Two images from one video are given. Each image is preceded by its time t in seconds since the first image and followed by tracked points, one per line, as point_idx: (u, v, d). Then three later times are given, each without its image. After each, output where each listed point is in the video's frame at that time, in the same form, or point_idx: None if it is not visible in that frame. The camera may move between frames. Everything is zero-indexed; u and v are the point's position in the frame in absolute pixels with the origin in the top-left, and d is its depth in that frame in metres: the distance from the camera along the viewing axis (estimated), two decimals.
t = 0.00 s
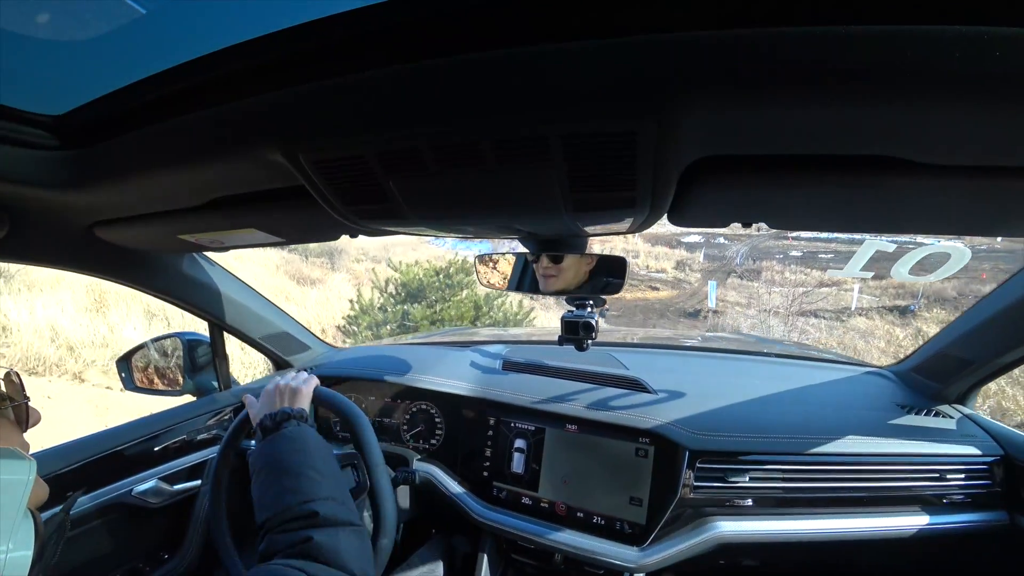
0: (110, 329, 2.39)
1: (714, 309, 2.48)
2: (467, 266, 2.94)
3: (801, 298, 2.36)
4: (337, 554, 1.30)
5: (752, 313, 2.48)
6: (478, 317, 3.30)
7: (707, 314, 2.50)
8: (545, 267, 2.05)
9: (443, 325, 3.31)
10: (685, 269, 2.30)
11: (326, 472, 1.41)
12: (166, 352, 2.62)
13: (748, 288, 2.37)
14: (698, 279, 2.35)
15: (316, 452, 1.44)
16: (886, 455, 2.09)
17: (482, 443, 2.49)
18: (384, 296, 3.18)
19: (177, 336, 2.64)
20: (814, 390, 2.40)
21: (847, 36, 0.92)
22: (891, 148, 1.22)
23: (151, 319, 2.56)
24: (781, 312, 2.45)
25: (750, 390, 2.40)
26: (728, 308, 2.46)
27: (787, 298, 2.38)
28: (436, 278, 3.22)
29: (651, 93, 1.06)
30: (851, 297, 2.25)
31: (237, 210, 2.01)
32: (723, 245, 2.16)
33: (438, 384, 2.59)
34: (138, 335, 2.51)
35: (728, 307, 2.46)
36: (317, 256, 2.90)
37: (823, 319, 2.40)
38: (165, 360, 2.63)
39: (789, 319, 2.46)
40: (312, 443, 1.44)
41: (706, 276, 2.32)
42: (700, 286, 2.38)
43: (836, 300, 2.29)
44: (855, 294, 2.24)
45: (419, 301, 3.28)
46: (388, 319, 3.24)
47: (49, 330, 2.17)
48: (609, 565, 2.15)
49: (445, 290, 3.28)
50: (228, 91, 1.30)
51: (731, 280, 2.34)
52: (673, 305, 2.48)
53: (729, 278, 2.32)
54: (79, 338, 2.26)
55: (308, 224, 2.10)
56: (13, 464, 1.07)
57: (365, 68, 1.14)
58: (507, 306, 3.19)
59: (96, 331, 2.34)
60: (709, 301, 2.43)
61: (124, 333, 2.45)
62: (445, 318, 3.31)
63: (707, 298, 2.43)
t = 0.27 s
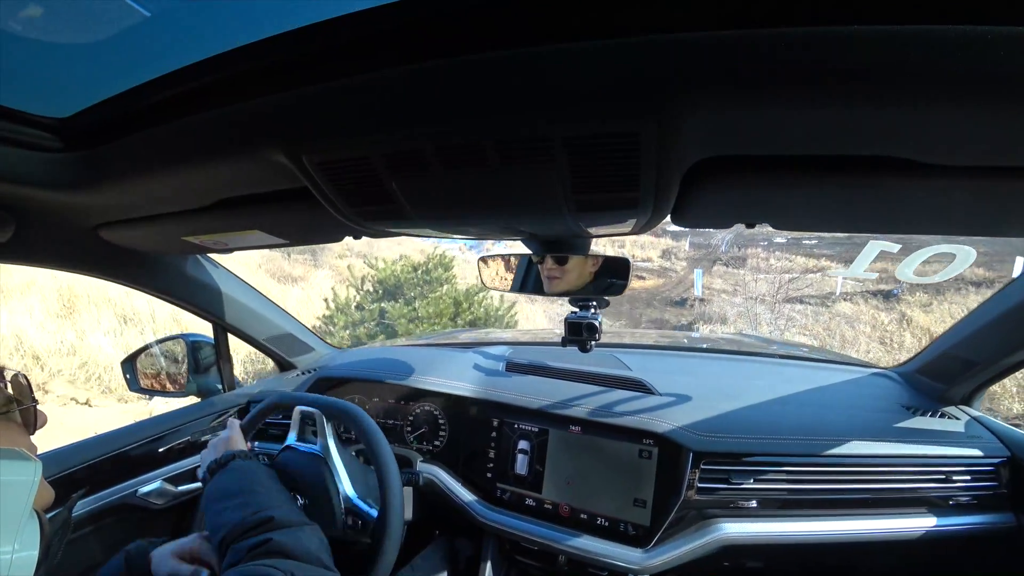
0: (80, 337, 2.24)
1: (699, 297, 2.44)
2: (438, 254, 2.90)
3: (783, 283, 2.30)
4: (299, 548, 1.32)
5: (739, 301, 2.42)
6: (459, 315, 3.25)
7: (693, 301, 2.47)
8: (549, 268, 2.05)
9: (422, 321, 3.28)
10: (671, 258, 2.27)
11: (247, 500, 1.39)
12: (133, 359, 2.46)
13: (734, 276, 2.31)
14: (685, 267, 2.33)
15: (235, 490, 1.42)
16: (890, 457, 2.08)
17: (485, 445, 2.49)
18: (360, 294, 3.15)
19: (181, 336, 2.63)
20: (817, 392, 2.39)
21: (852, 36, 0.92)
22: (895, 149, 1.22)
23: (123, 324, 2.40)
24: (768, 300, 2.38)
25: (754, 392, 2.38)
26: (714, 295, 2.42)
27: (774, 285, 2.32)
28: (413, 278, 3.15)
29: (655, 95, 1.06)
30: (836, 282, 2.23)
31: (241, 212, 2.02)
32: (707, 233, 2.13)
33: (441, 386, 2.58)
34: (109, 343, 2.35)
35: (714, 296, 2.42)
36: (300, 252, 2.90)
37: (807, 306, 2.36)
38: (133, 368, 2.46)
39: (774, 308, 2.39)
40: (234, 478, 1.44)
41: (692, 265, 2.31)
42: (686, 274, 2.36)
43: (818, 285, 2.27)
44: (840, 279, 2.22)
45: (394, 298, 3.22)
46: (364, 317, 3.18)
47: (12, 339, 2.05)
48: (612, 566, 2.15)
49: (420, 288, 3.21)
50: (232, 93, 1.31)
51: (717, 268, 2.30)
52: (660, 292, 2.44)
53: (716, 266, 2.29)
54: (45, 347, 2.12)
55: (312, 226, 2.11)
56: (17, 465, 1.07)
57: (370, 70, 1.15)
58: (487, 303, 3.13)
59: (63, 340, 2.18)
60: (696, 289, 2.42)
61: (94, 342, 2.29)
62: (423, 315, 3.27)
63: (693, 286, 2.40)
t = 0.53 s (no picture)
0: (53, 337, 2.22)
1: (690, 288, 2.51)
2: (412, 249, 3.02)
3: (772, 274, 2.37)
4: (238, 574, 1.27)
5: (730, 291, 2.49)
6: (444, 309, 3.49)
7: (682, 292, 2.55)
8: (555, 268, 2.04)
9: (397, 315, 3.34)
10: (661, 248, 2.23)
11: (190, 510, 1.50)
12: (111, 358, 2.40)
13: (724, 266, 2.37)
14: (676, 257, 2.34)
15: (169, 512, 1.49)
16: (893, 453, 2.08)
17: (487, 447, 2.49)
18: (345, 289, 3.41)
19: (181, 343, 2.63)
20: (819, 389, 2.39)
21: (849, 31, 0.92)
22: (895, 145, 1.22)
23: (96, 321, 2.34)
24: (759, 290, 2.44)
25: (754, 390, 2.38)
26: (705, 284, 2.50)
27: (765, 275, 2.38)
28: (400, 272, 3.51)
29: (653, 94, 1.06)
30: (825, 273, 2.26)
31: (239, 217, 2.01)
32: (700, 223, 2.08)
33: (443, 388, 2.58)
34: (83, 342, 2.30)
35: (705, 286, 2.49)
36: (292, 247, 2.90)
37: (796, 295, 2.40)
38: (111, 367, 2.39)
39: (767, 297, 2.45)
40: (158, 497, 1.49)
41: (682, 255, 2.34)
42: (677, 264, 2.38)
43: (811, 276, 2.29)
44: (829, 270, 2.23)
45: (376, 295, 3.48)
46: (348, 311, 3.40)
47: None
48: (616, 567, 2.14)
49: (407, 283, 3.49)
50: (231, 98, 1.31)
51: (708, 258, 2.36)
52: (652, 283, 2.44)
53: (705, 256, 2.34)
54: (17, 348, 2.15)
55: (311, 230, 2.11)
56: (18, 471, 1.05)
57: (368, 72, 1.15)
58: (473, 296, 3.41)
59: (36, 341, 2.19)
60: (685, 279, 2.47)
61: (63, 342, 2.23)
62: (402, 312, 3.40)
63: (683, 276, 2.44)
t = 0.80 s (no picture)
0: (28, 332, 2.22)
1: (682, 276, 2.31)
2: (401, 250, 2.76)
3: (767, 265, 2.19)
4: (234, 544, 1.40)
5: (723, 281, 2.33)
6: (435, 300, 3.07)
7: (676, 281, 2.36)
8: (549, 264, 2.04)
9: (388, 308, 3.08)
10: (654, 239, 2.05)
11: (231, 475, 1.63)
12: (90, 354, 2.36)
13: (716, 255, 2.18)
14: (668, 247, 2.12)
15: (212, 476, 1.60)
16: (887, 450, 2.09)
17: (485, 444, 2.49)
18: (327, 281, 2.97)
19: (179, 340, 2.63)
20: (816, 387, 2.40)
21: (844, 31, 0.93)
22: (893, 144, 1.22)
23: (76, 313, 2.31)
24: (753, 280, 2.29)
25: (751, 388, 2.39)
26: (697, 275, 2.31)
27: (759, 265, 2.20)
28: (384, 262, 2.91)
29: (651, 93, 1.06)
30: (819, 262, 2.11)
31: (236, 213, 2.01)
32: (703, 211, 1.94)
33: (440, 384, 2.59)
34: (60, 337, 2.28)
35: (697, 274, 2.30)
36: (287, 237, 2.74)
37: (789, 285, 2.25)
38: (88, 364, 2.34)
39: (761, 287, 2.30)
40: (201, 462, 1.59)
41: (675, 245, 2.12)
42: (669, 253, 2.17)
43: (802, 266, 2.14)
44: (822, 260, 2.09)
45: (363, 285, 3.02)
46: (330, 305, 3.01)
47: None
48: (611, 563, 2.15)
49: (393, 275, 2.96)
50: (229, 93, 1.31)
51: (701, 247, 2.14)
52: (643, 274, 2.25)
53: (698, 245, 2.12)
54: None
55: (308, 226, 2.10)
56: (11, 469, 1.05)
57: (365, 69, 1.14)
58: (460, 288, 2.97)
59: (10, 337, 2.19)
60: (678, 269, 2.27)
61: (37, 338, 2.22)
62: (391, 303, 3.07)
63: (675, 266, 2.25)
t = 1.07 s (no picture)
0: (7, 331, 2.10)
1: (680, 267, 2.29)
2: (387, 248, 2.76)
3: (764, 254, 2.22)
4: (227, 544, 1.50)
5: (721, 272, 2.37)
6: (423, 295, 3.22)
7: (674, 272, 2.34)
8: (548, 260, 2.02)
9: (373, 304, 3.17)
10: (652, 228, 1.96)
11: (221, 483, 1.62)
12: (72, 355, 2.24)
13: (714, 245, 2.16)
14: (665, 237, 2.05)
15: (201, 484, 1.59)
16: (886, 448, 2.09)
17: (484, 440, 2.49)
18: (313, 275, 3.04)
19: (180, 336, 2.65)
20: (816, 385, 2.40)
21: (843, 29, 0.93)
22: (895, 142, 1.22)
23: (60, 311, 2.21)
24: (751, 271, 2.32)
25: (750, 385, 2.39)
26: (694, 265, 2.30)
27: (758, 256, 2.23)
28: (372, 259, 3.05)
29: (651, 90, 1.06)
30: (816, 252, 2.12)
31: (236, 209, 2.00)
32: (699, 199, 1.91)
33: (440, 380, 2.59)
34: (41, 338, 2.16)
35: (695, 265, 2.30)
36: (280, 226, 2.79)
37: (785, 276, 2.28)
38: (69, 365, 2.21)
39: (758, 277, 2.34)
40: (190, 471, 1.59)
41: (672, 235, 2.04)
42: (666, 244, 2.10)
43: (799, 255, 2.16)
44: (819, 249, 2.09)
45: (348, 281, 3.09)
46: (317, 300, 3.09)
47: None
48: (610, 560, 2.15)
49: (379, 272, 3.07)
50: (229, 89, 1.30)
51: (698, 238, 2.08)
52: (639, 266, 2.15)
53: (695, 236, 2.06)
54: None
55: (308, 223, 2.10)
56: (12, 463, 1.05)
57: (365, 66, 1.14)
58: (451, 283, 3.12)
59: None
60: (674, 260, 2.22)
61: (14, 338, 2.10)
62: (379, 299, 3.16)
63: (672, 256, 2.17)
